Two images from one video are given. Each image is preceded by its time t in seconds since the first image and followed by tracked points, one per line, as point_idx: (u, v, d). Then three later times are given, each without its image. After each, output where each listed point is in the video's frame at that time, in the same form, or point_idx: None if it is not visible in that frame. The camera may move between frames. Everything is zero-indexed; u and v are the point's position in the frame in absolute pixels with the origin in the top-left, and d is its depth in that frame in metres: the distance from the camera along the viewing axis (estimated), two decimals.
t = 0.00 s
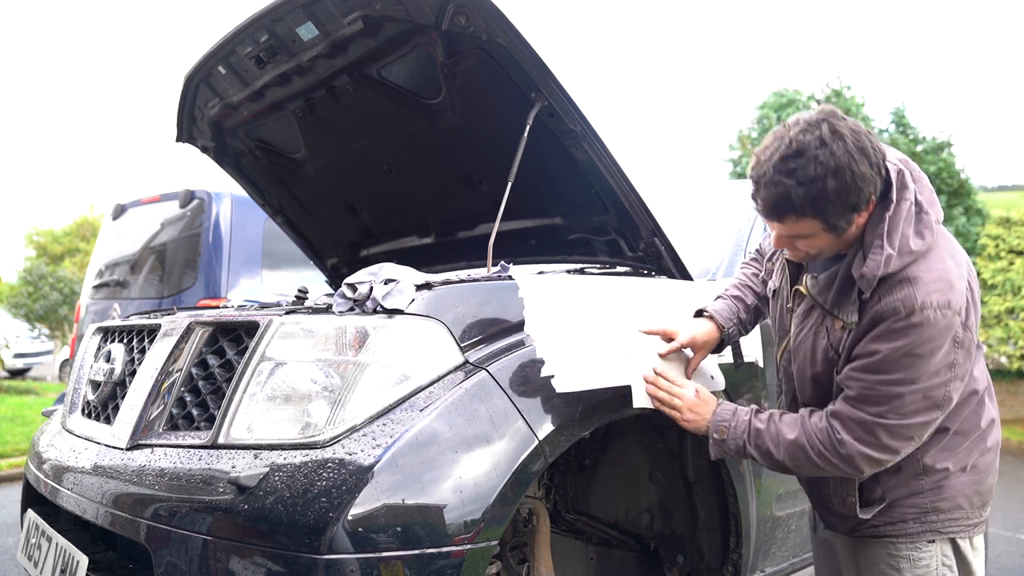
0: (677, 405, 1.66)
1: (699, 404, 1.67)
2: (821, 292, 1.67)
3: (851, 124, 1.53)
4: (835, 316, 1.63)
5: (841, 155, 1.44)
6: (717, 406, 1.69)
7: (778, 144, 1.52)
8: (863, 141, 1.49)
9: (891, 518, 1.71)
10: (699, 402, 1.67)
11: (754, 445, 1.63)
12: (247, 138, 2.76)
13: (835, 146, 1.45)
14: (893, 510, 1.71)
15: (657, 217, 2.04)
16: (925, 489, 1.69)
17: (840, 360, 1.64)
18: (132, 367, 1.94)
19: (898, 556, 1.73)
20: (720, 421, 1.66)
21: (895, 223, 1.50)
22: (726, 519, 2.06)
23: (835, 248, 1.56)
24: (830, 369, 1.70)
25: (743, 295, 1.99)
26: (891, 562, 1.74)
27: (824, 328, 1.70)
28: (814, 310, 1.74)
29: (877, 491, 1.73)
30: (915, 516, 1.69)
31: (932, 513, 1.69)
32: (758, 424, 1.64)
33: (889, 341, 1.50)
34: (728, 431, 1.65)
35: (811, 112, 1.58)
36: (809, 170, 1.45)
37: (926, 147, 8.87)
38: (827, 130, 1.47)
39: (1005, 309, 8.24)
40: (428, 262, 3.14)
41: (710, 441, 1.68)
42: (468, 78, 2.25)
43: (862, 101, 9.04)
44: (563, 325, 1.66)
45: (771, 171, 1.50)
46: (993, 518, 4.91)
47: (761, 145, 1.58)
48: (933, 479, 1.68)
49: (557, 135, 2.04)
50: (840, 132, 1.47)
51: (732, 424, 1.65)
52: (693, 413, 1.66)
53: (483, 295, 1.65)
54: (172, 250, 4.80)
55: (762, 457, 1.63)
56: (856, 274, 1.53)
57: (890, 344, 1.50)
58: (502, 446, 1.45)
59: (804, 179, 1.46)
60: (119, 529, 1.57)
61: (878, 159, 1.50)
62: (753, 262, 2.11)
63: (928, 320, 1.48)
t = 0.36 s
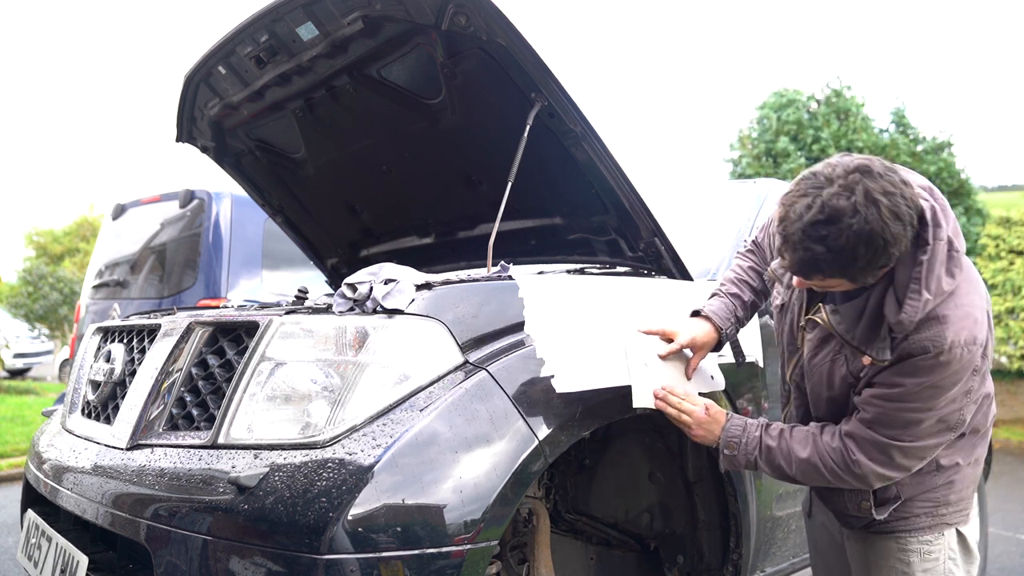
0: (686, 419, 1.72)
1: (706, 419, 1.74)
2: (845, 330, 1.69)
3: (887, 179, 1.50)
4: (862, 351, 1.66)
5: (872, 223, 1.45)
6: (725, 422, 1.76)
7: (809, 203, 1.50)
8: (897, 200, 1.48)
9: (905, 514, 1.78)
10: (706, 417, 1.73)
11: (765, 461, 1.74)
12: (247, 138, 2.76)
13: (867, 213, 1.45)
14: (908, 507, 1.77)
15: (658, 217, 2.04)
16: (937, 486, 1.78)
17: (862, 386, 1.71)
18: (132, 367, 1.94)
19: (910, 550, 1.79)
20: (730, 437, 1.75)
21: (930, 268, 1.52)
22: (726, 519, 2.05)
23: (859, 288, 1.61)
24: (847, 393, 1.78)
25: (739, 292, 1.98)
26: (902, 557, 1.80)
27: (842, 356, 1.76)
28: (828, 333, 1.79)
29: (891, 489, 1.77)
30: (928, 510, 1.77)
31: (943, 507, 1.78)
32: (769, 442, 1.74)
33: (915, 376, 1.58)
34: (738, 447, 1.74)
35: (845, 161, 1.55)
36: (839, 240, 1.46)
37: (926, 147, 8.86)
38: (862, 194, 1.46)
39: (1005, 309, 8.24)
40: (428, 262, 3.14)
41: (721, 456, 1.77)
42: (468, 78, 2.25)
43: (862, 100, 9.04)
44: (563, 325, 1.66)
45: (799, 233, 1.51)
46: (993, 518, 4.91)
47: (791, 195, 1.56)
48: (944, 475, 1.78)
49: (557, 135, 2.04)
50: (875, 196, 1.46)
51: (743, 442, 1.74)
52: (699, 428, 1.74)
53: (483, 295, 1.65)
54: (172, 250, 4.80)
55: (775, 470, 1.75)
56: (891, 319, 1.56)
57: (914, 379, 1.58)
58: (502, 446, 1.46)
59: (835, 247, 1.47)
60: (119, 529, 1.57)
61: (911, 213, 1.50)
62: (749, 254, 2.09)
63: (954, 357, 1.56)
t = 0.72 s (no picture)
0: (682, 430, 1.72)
1: (710, 436, 1.73)
2: (875, 334, 1.74)
3: (934, 189, 1.62)
4: (890, 353, 1.73)
5: (923, 224, 1.54)
6: (726, 433, 1.75)
7: (866, 204, 1.58)
8: (945, 207, 1.59)
9: (888, 520, 1.90)
10: (710, 434, 1.73)
11: (770, 464, 1.75)
12: (247, 138, 2.76)
13: (919, 215, 1.54)
14: (891, 513, 1.90)
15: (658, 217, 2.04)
16: (922, 497, 1.91)
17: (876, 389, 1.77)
18: (132, 367, 1.94)
19: (885, 554, 1.92)
20: (733, 443, 1.74)
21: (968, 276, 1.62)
22: (726, 519, 2.05)
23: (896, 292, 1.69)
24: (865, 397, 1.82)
25: (729, 296, 1.93)
26: (876, 561, 1.93)
27: (863, 359, 1.80)
28: (852, 338, 1.81)
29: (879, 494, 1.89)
30: (909, 520, 1.90)
31: (922, 519, 1.91)
32: (773, 446, 1.75)
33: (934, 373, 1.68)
34: (742, 454, 1.74)
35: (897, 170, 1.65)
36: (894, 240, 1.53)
37: (926, 147, 8.86)
38: (917, 199, 1.56)
39: (1005, 309, 8.24)
40: (428, 262, 3.14)
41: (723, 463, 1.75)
42: (469, 78, 2.25)
43: (862, 100, 9.04)
44: (563, 325, 1.66)
45: (852, 231, 1.58)
46: (993, 518, 4.92)
47: (844, 198, 1.65)
48: (929, 489, 1.91)
49: (557, 135, 2.04)
50: (928, 201, 1.56)
51: (746, 448, 1.74)
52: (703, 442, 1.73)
53: (483, 295, 1.65)
54: (172, 250, 4.80)
55: (777, 473, 1.75)
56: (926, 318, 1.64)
57: (936, 376, 1.68)
58: (502, 446, 1.46)
59: (889, 246, 1.54)
60: (119, 529, 1.57)
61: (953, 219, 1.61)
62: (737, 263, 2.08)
63: (972, 362, 1.67)
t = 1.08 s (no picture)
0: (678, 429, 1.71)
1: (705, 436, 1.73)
2: (873, 355, 1.76)
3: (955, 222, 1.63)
4: (885, 375, 1.75)
5: (950, 257, 1.55)
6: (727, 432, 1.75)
7: (894, 231, 1.58)
8: (965, 242, 1.61)
9: (879, 517, 1.93)
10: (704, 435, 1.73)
11: (767, 467, 1.76)
12: (247, 138, 2.76)
13: (945, 246, 1.55)
14: (883, 510, 1.92)
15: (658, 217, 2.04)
16: (914, 497, 1.94)
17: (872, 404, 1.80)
18: (132, 367, 1.94)
19: (875, 550, 1.94)
20: (734, 444, 1.75)
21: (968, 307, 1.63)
22: (726, 519, 2.04)
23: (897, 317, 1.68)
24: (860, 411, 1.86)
25: (723, 300, 1.90)
26: (867, 556, 1.95)
27: (859, 378, 1.82)
28: (851, 356, 1.84)
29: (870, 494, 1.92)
30: (900, 518, 1.93)
31: (913, 518, 1.94)
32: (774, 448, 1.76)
33: (928, 395, 1.71)
34: (741, 451, 1.75)
35: (921, 200, 1.66)
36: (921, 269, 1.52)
37: (926, 147, 8.86)
38: (944, 231, 1.57)
39: (1005, 309, 8.24)
40: (428, 262, 3.14)
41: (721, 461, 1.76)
42: (468, 78, 2.25)
43: (862, 101, 9.04)
44: (563, 325, 1.66)
45: (879, 257, 1.56)
46: (993, 518, 4.92)
47: (868, 223, 1.64)
48: (920, 491, 1.94)
49: (557, 135, 2.04)
50: (952, 234, 1.58)
51: (746, 449, 1.75)
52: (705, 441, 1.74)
53: (483, 295, 1.65)
54: (172, 250, 4.80)
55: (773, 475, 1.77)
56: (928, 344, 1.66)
57: (931, 399, 1.71)
58: (502, 446, 1.46)
59: (914, 275, 1.53)
60: (119, 529, 1.57)
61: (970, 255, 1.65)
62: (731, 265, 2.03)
63: (966, 386, 1.70)
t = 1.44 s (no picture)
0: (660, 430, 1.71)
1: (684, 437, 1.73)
2: (865, 366, 1.74)
3: (950, 242, 1.61)
4: (876, 386, 1.73)
5: (942, 280, 1.54)
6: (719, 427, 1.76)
7: (886, 251, 1.57)
8: (961, 262, 1.59)
9: (874, 519, 1.93)
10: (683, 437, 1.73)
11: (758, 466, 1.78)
12: (247, 138, 2.76)
13: (938, 269, 1.54)
14: (877, 512, 1.92)
15: (658, 217, 2.04)
16: (909, 499, 1.94)
17: (863, 411, 1.80)
18: (132, 367, 1.94)
19: (870, 552, 1.94)
20: (727, 444, 1.75)
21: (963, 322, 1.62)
22: (726, 519, 2.05)
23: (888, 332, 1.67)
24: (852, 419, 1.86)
25: (722, 302, 1.89)
26: (861, 557, 1.95)
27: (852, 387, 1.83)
28: (844, 364, 1.84)
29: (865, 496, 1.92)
30: (895, 520, 1.93)
31: (908, 519, 1.94)
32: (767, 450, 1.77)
33: (917, 405, 1.71)
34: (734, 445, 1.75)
35: (917, 219, 1.64)
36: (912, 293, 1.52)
37: (926, 147, 8.86)
38: (938, 253, 1.55)
39: (1005, 309, 8.24)
40: (428, 262, 3.14)
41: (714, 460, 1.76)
42: (469, 78, 2.25)
43: (862, 101, 9.04)
44: (563, 325, 1.66)
45: (869, 280, 1.56)
46: (992, 518, 4.92)
47: (860, 241, 1.63)
48: (914, 492, 1.94)
49: (557, 135, 2.04)
50: (946, 255, 1.57)
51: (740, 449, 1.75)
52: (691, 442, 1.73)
53: (483, 295, 1.65)
54: (172, 250, 4.80)
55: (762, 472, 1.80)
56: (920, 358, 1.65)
57: (922, 410, 1.71)
58: (502, 446, 1.46)
59: (904, 298, 1.53)
60: (119, 529, 1.57)
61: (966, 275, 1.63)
62: (727, 265, 2.02)
63: (957, 399, 1.70)
